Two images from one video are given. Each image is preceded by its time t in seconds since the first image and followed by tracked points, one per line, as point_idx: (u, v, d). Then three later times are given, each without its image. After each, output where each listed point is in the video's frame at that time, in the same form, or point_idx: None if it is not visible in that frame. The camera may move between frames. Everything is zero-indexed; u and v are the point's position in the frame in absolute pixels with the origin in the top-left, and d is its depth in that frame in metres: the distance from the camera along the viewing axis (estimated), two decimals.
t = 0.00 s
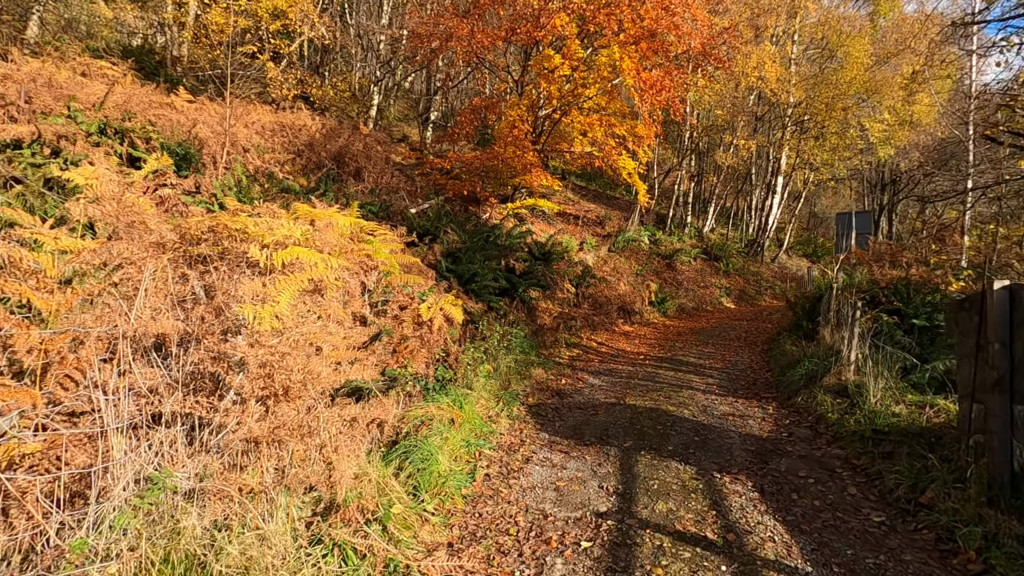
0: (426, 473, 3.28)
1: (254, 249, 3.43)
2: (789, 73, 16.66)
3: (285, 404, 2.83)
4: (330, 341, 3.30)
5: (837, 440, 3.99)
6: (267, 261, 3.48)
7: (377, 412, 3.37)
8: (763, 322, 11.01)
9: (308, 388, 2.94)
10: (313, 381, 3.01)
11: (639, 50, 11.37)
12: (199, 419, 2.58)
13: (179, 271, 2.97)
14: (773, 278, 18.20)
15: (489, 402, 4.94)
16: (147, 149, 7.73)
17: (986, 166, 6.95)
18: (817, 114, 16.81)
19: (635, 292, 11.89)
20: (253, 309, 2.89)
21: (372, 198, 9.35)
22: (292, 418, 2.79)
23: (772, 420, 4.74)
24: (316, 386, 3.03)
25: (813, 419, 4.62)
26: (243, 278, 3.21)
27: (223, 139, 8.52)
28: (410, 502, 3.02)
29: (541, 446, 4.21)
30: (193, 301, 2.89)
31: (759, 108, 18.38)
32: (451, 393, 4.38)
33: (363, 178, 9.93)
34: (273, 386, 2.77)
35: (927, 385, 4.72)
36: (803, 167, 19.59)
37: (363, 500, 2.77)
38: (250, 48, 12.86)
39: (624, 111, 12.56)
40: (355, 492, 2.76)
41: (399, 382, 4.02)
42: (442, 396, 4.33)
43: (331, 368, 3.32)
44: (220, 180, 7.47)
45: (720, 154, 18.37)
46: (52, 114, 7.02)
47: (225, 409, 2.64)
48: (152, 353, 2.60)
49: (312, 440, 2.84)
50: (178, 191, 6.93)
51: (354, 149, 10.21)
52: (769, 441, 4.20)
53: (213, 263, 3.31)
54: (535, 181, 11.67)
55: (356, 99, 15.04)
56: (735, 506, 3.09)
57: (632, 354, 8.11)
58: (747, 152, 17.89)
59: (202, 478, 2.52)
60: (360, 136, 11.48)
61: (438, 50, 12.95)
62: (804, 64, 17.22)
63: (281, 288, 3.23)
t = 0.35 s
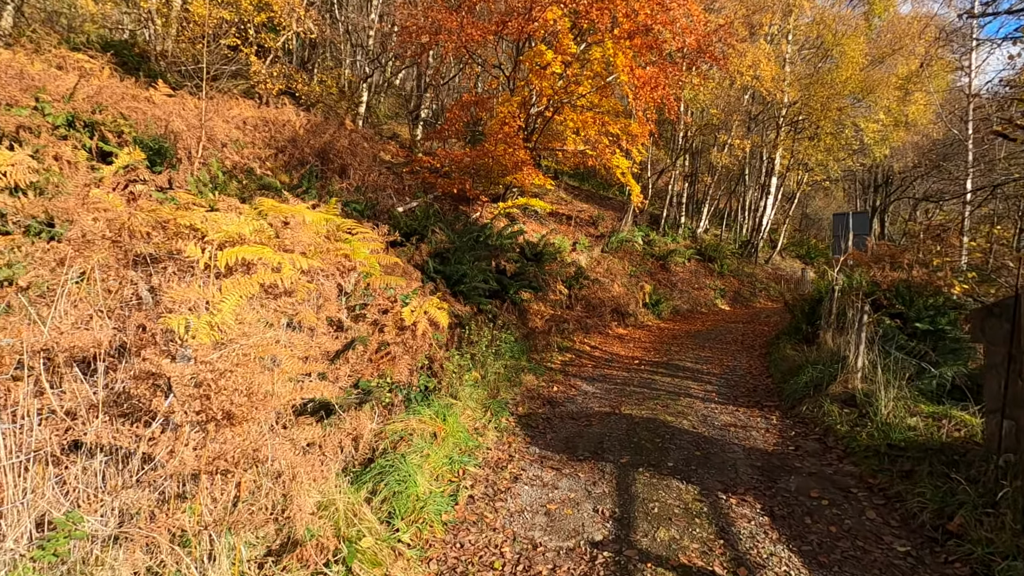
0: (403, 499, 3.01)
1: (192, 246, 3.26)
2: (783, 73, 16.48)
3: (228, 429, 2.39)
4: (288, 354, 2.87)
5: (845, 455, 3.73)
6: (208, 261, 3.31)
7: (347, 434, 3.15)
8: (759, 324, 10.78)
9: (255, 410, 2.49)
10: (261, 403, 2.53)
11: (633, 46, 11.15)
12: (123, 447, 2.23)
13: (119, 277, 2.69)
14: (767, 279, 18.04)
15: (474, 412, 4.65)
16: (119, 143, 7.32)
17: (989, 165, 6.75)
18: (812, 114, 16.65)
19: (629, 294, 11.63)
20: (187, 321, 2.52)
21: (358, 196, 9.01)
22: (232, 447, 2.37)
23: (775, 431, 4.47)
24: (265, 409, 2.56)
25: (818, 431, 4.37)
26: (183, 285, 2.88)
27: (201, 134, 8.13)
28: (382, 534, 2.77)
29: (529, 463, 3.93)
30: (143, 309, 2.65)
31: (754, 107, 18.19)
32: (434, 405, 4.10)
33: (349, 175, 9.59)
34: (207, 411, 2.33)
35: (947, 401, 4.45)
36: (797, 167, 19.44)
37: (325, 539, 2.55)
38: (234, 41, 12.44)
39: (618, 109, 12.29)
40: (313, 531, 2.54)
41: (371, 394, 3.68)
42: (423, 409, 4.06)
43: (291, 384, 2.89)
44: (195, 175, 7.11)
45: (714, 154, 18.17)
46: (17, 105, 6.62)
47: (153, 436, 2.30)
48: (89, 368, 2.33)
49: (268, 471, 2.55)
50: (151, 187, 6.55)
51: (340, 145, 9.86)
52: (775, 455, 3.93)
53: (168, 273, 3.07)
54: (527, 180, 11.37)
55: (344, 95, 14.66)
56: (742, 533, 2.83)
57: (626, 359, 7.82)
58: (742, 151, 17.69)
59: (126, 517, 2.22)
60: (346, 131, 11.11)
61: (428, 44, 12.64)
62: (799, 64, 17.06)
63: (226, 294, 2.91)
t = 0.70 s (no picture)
0: (382, 518, 2.72)
1: (122, 225, 2.86)
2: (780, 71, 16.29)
3: (167, 443, 2.14)
4: (243, 355, 2.62)
5: (866, 466, 3.45)
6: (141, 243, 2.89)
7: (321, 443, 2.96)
8: (759, 325, 10.54)
9: (200, 422, 2.23)
10: (208, 413, 2.28)
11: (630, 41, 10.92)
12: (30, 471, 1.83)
13: (50, 264, 2.44)
14: (764, 281, 17.85)
15: (465, 419, 4.36)
16: (92, 133, 6.88)
17: (997, 160, 6.55)
18: (810, 113, 16.48)
19: (626, 294, 11.36)
20: (113, 311, 2.19)
21: (346, 191, 8.65)
22: (172, 465, 2.11)
23: (787, 438, 4.20)
24: (213, 421, 2.28)
25: (832, 438, 4.10)
26: (117, 269, 2.58)
27: (181, 124, 7.74)
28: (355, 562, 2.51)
29: (525, 474, 3.63)
30: (81, 301, 2.30)
31: (751, 106, 18.00)
32: (421, 410, 3.81)
33: (337, 170, 9.24)
34: (138, 423, 2.04)
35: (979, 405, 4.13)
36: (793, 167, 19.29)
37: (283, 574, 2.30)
38: (220, 32, 12.03)
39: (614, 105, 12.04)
40: (271, 564, 2.31)
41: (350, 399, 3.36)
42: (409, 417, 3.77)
43: (250, 386, 2.65)
44: (173, 166, 6.73)
45: (710, 153, 17.95)
46: None
47: (70, 456, 1.91)
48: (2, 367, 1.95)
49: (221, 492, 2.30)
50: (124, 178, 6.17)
51: (328, 139, 9.51)
52: (790, 465, 3.66)
53: (119, 260, 2.82)
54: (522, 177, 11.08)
55: (334, 90, 14.29)
56: (763, 556, 2.57)
57: (625, 361, 7.52)
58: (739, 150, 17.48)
59: (40, 550, 1.86)
60: (335, 125, 10.75)
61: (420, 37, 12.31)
62: (796, 63, 16.89)
63: (165, 281, 2.59)
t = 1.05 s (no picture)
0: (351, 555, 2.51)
1: (12, 218, 2.46)
2: (768, 74, 16.23)
3: (68, 488, 1.91)
4: (162, 376, 2.26)
5: (874, 484, 3.23)
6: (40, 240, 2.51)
7: (284, 467, 2.77)
8: (748, 329, 10.38)
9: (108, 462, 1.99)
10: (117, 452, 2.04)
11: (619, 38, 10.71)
12: None
13: None
14: (750, 284, 17.79)
15: (446, 432, 4.08)
16: (51, 125, 6.36)
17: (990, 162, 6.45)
18: (796, 116, 16.46)
19: (614, 296, 11.15)
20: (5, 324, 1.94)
21: (325, 189, 8.29)
22: (70, 518, 1.89)
23: (788, 451, 3.97)
24: (117, 464, 2.02)
25: (835, 450, 3.88)
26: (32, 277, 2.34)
27: (148, 116, 7.31)
28: None
29: (511, 494, 3.37)
30: None
31: (738, 108, 17.93)
32: (399, 425, 3.53)
33: (316, 167, 8.88)
34: (21, 469, 1.80)
35: (991, 418, 4.09)
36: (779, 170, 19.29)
37: None
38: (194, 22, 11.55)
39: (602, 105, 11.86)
40: None
41: (314, 415, 3.07)
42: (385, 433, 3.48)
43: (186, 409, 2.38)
44: (138, 161, 6.32)
45: (697, 155, 17.83)
46: None
47: None
48: None
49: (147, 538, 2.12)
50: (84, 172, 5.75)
51: (306, 135, 9.14)
52: (795, 482, 3.43)
53: (39, 259, 2.50)
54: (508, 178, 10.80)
55: (314, 86, 13.85)
56: None
57: (614, 367, 7.27)
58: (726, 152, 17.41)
59: None
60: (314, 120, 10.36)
61: (403, 32, 11.97)
62: (782, 66, 16.88)
63: (68, 286, 2.21)
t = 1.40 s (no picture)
0: None
1: None
2: (749, 75, 16.20)
3: None
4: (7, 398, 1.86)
5: (877, 498, 3.00)
6: None
7: (222, 489, 2.44)
8: (731, 331, 10.23)
9: None
10: None
11: (601, 33, 10.49)
12: None
13: None
14: (731, 286, 17.75)
15: (415, 443, 3.75)
16: None
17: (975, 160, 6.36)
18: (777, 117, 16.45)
19: (596, 297, 10.91)
20: None
21: (294, 183, 7.86)
22: None
23: (783, 461, 3.73)
24: None
25: (831, 459, 3.65)
26: None
27: (101, 102, 6.81)
28: None
29: (486, 513, 3.08)
30: None
31: (719, 109, 17.89)
32: (361, 438, 3.20)
33: (286, 159, 8.45)
34: None
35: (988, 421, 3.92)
36: (760, 172, 19.32)
37: None
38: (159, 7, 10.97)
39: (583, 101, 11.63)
40: None
41: (255, 430, 2.71)
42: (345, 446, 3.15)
43: (58, 437, 1.97)
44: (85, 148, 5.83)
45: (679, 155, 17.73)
46: None
47: None
48: None
49: None
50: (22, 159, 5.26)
51: (275, 126, 8.70)
52: (793, 495, 3.18)
53: None
54: (488, 174, 10.48)
55: (287, 78, 13.34)
56: None
57: (596, 370, 7.00)
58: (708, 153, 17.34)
59: None
60: (284, 111, 9.89)
61: (380, 22, 11.57)
62: (762, 67, 16.88)
63: None
